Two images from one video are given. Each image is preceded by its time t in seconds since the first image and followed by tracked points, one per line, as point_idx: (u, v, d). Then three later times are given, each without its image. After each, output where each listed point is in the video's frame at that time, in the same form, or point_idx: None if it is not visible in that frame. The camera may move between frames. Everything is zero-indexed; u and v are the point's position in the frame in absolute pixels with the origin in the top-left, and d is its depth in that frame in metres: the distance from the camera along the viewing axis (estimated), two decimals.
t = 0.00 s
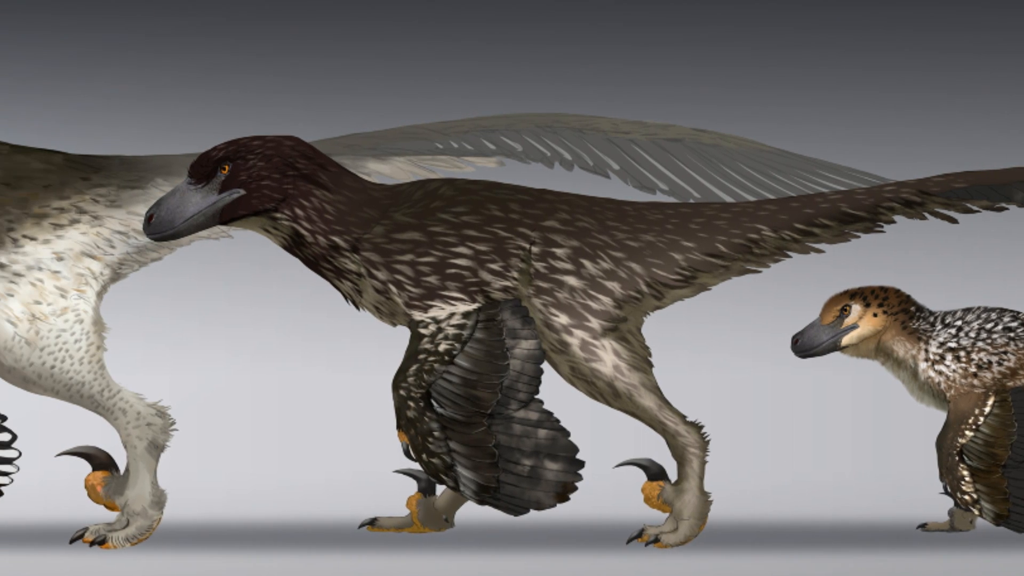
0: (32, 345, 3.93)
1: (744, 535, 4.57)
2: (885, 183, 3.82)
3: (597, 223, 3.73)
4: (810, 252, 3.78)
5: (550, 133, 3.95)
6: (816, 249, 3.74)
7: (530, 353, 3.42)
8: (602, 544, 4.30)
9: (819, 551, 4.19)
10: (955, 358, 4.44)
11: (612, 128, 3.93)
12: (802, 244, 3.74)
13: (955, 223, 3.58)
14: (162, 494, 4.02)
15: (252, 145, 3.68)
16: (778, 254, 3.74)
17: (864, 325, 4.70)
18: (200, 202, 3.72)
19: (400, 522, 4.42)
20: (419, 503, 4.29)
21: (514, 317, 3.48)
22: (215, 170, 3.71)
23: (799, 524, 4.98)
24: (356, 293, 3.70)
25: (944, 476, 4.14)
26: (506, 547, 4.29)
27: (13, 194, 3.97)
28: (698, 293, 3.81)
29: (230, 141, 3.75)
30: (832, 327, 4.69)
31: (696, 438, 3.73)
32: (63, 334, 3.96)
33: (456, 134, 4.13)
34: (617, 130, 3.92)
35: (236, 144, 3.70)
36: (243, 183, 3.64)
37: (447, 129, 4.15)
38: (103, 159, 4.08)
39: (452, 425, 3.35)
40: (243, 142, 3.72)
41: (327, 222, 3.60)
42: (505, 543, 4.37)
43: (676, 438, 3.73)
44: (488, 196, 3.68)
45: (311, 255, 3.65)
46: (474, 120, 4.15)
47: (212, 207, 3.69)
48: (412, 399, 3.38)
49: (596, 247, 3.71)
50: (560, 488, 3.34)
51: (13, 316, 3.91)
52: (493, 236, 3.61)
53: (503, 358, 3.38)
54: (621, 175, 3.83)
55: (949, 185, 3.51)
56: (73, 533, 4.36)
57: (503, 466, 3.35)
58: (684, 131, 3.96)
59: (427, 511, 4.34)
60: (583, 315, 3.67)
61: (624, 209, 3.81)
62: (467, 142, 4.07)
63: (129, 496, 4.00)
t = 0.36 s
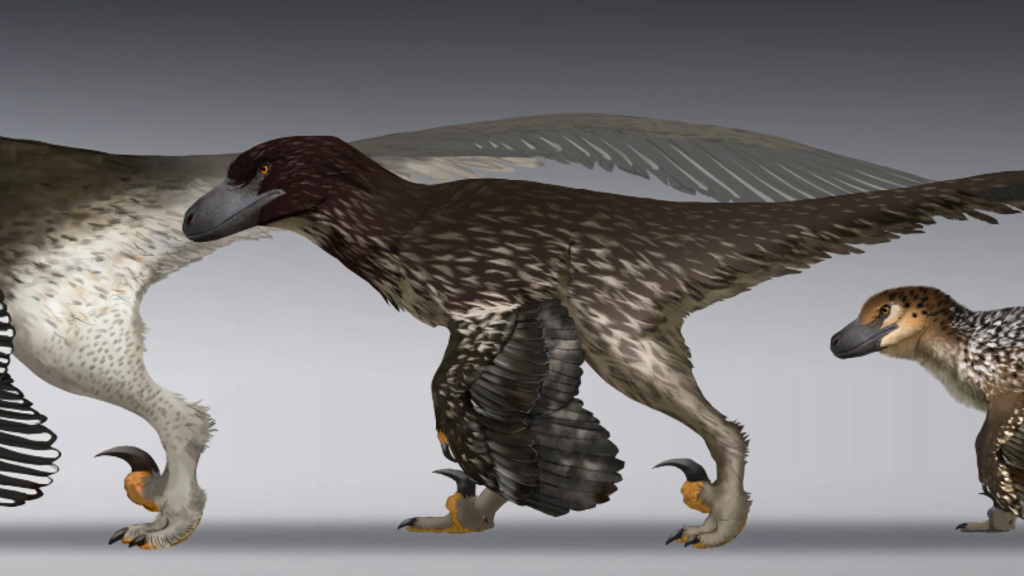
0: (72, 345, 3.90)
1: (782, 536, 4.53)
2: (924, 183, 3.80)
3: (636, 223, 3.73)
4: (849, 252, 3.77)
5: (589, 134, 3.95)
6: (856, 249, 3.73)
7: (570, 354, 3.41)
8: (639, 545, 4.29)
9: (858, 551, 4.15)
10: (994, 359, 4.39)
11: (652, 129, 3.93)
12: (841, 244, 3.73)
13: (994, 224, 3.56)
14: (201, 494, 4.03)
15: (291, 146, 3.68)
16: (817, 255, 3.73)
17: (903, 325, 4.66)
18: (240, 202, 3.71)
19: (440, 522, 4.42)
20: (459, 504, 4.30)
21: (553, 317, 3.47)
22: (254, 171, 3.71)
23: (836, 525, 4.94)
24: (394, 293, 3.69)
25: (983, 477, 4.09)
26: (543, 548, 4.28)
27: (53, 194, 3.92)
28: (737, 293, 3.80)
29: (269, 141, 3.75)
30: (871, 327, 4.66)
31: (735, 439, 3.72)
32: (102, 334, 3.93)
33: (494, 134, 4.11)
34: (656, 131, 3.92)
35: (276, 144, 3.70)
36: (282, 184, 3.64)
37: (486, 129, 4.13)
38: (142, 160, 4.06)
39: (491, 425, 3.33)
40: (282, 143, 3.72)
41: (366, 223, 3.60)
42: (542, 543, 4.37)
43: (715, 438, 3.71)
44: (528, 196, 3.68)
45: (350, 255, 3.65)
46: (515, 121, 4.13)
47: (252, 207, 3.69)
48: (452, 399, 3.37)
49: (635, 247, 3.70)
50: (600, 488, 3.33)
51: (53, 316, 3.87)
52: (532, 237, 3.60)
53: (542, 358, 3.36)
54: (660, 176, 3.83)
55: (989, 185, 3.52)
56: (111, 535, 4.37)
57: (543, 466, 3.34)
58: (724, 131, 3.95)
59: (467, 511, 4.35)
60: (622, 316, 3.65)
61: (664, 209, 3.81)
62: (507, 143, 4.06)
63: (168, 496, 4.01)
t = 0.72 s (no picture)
0: (112, 346, 3.95)
1: (819, 535, 4.52)
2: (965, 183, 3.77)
3: (676, 224, 3.73)
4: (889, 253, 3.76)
5: (629, 134, 3.96)
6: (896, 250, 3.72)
7: (609, 354, 3.42)
8: (676, 545, 4.30)
9: (896, 551, 4.14)
10: None
11: (691, 129, 3.93)
12: (881, 245, 3.72)
13: None
14: (241, 494, 4.06)
15: (331, 146, 3.65)
16: (857, 255, 3.72)
17: (943, 325, 4.60)
18: (278, 205, 3.68)
19: (479, 521, 4.42)
20: (499, 504, 4.32)
21: (593, 318, 3.47)
22: (294, 171, 3.68)
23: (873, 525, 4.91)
24: (434, 293, 3.66)
25: None
26: (580, 548, 4.29)
27: (92, 194, 3.98)
28: (776, 293, 3.79)
29: (309, 141, 3.72)
30: (911, 327, 4.56)
31: (775, 439, 3.71)
32: (142, 335, 3.97)
33: (534, 134, 4.09)
34: (696, 131, 3.92)
35: (315, 144, 3.66)
36: (322, 184, 3.62)
37: (526, 130, 4.12)
38: (182, 160, 4.11)
39: (531, 425, 3.35)
40: (321, 142, 3.68)
41: (406, 224, 3.57)
42: (579, 543, 4.38)
43: (755, 438, 3.71)
44: (567, 196, 3.67)
45: (390, 256, 3.62)
46: (554, 120, 4.13)
47: (291, 208, 3.66)
48: (491, 399, 3.37)
49: (675, 248, 3.70)
50: (640, 489, 3.34)
51: (92, 317, 3.93)
52: (572, 237, 3.59)
53: (582, 358, 3.37)
54: (700, 176, 3.84)
55: None
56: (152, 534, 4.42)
57: (582, 467, 3.36)
58: (763, 131, 3.94)
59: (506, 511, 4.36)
60: (662, 316, 3.65)
61: (704, 210, 3.81)
62: (546, 143, 4.05)
63: (208, 496, 4.05)
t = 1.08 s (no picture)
0: (151, 346, 3.98)
1: (857, 535, 4.50)
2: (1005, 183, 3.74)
3: (715, 224, 3.71)
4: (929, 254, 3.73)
5: (669, 135, 3.94)
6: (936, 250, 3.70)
7: (649, 354, 3.41)
8: (715, 545, 4.28)
9: (937, 552, 4.11)
10: None
11: (731, 129, 3.90)
12: (921, 245, 3.70)
13: None
14: (280, 495, 4.08)
15: (371, 146, 3.63)
16: (897, 255, 3.70)
17: (982, 326, 4.54)
18: (318, 206, 3.67)
19: (518, 521, 4.42)
20: (538, 504, 4.33)
21: (632, 318, 3.46)
22: (334, 172, 3.66)
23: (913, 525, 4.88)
24: (474, 294, 3.65)
25: None
26: (619, 548, 4.28)
27: (132, 194, 4.02)
28: (816, 293, 3.76)
29: (349, 141, 3.70)
30: (950, 328, 4.49)
31: (815, 439, 3.69)
32: (181, 335, 4.00)
33: (574, 134, 4.09)
34: (736, 131, 3.89)
35: (355, 144, 3.65)
36: (362, 184, 3.61)
37: (565, 130, 4.11)
38: (222, 161, 4.15)
39: (570, 425, 3.34)
40: (361, 142, 3.66)
41: (446, 224, 3.55)
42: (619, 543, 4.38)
43: (794, 438, 3.69)
44: (606, 197, 3.66)
45: (429, 257, 3.60)
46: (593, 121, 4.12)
47: (331, 208, 3.65)
48: (531, 399, 3.37)
49: (715, 248, 3.68)
50: (680, 489, 3.34)
51: (132, 317, 3.96)
52: (611, 237, 3.58)
53: (621, 359, 3.36)
54: (740, 176, 3.82)
55: None
56: (192, 533, 4.46)
57: (622, 467, 3.35)
58: (803, 131, 3.91)
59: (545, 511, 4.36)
60: (701, 316, 3.63)
61: (743, 210, 3.79)
62: (585, 143, 4.04)
63: (247, 496, 4.07)
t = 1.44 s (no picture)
0: (191, 346, 3.97)
1: (901, 535, 4.42)
2: None
3: (755, 224, 3.64)
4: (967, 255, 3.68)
5: (708, 135, 3.87)
6: (976, 251, 3.64)
7: (688, 355, 3.34)
8: (756, 545, 4.21)
9: (984, 552, 4.02)
10: None
11: (771, 129, 3.82)
12: (961, 246, 3.65)
13: None
14: (320, 495, 4.05)
15: (410, 146, 3.58)
16: (937, 256, 3.64)
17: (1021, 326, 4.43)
18: (357, 206, 3.63)
19: (558, 522, 4.37)
20: (578, 505, 4.27)
21: (672, 318, 3.39)
22: (374, 172, 3.63)
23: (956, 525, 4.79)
24: (514, 294, 3.60)
25: None
26: (659, 549, 4.22)
27: (172, 194, 3.99)
28: (855, 293, 3.69)
29: (389, 141, 3.66)
30: (990, 328, 4.39)
31: (854, 440, 3.61)
32: (221, 335, 3.98)
33: (612, 134, 4.01)
34: (775, 131, 3.81)
35: (394, 145, 3.61)
36: (401, 184, 3.57)
37: (604, 131, 4.04)
38: (262, 161, 4.12)
39: (610, 425, 3.29)
40: (401, 142, 3.62)
41: (485, 224, 3.50)
42: (658, 543, 4.31)
43: (834, 439, 3.62)
44: (646, 197, 3.60)
45: (469, 257, 3.55)
46: (633, 121, 4.04)
47: (371, 209, 3.61)
48: (570, 400, 3.32)
49: (754, 248, 3.61)
50: (720, 490, 3.27)
51: (172, 317, 3.94)
52: (651, 237, 3.52)
53: (661, 359, 3.30)
54: (779, 177, 3.74)
55: None
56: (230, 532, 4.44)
57: (662, 467, 3.30)
58: (843, 132, 3.82)
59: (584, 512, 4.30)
60: (741, 316, 3.56)
61: (783, 210, 3.72)
62: (625, 143, 3.96)
63: (287, 497, 4.04)
